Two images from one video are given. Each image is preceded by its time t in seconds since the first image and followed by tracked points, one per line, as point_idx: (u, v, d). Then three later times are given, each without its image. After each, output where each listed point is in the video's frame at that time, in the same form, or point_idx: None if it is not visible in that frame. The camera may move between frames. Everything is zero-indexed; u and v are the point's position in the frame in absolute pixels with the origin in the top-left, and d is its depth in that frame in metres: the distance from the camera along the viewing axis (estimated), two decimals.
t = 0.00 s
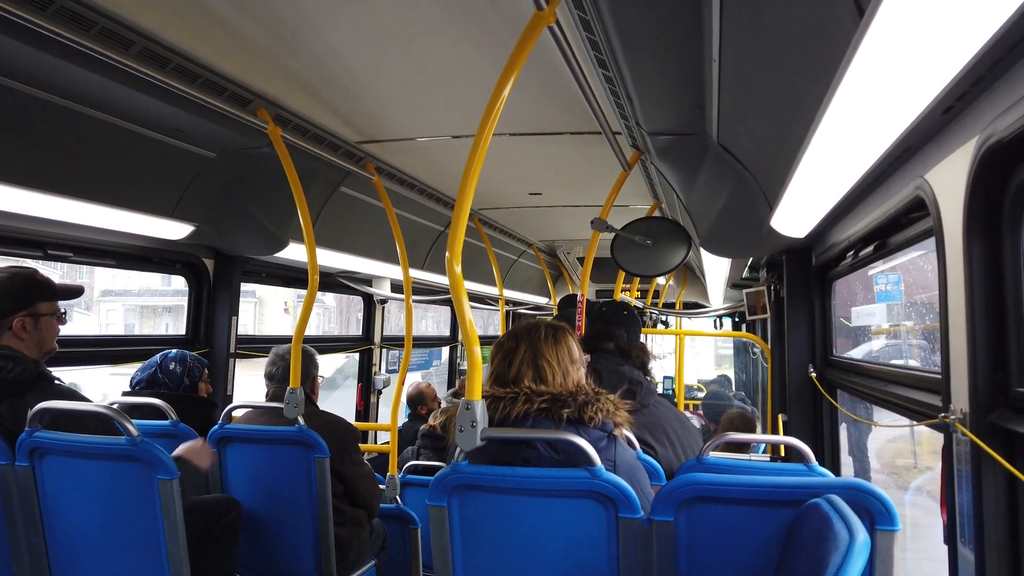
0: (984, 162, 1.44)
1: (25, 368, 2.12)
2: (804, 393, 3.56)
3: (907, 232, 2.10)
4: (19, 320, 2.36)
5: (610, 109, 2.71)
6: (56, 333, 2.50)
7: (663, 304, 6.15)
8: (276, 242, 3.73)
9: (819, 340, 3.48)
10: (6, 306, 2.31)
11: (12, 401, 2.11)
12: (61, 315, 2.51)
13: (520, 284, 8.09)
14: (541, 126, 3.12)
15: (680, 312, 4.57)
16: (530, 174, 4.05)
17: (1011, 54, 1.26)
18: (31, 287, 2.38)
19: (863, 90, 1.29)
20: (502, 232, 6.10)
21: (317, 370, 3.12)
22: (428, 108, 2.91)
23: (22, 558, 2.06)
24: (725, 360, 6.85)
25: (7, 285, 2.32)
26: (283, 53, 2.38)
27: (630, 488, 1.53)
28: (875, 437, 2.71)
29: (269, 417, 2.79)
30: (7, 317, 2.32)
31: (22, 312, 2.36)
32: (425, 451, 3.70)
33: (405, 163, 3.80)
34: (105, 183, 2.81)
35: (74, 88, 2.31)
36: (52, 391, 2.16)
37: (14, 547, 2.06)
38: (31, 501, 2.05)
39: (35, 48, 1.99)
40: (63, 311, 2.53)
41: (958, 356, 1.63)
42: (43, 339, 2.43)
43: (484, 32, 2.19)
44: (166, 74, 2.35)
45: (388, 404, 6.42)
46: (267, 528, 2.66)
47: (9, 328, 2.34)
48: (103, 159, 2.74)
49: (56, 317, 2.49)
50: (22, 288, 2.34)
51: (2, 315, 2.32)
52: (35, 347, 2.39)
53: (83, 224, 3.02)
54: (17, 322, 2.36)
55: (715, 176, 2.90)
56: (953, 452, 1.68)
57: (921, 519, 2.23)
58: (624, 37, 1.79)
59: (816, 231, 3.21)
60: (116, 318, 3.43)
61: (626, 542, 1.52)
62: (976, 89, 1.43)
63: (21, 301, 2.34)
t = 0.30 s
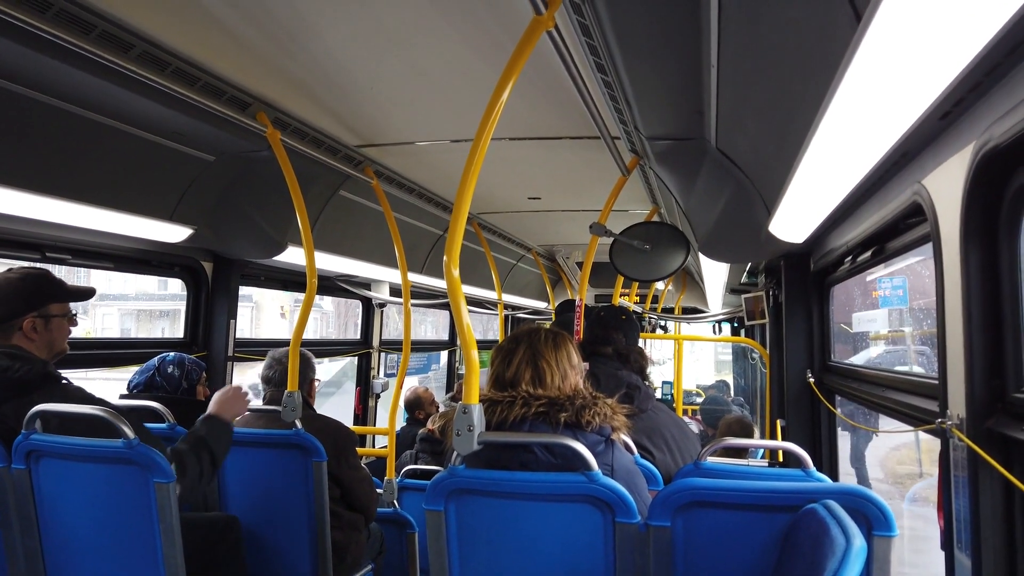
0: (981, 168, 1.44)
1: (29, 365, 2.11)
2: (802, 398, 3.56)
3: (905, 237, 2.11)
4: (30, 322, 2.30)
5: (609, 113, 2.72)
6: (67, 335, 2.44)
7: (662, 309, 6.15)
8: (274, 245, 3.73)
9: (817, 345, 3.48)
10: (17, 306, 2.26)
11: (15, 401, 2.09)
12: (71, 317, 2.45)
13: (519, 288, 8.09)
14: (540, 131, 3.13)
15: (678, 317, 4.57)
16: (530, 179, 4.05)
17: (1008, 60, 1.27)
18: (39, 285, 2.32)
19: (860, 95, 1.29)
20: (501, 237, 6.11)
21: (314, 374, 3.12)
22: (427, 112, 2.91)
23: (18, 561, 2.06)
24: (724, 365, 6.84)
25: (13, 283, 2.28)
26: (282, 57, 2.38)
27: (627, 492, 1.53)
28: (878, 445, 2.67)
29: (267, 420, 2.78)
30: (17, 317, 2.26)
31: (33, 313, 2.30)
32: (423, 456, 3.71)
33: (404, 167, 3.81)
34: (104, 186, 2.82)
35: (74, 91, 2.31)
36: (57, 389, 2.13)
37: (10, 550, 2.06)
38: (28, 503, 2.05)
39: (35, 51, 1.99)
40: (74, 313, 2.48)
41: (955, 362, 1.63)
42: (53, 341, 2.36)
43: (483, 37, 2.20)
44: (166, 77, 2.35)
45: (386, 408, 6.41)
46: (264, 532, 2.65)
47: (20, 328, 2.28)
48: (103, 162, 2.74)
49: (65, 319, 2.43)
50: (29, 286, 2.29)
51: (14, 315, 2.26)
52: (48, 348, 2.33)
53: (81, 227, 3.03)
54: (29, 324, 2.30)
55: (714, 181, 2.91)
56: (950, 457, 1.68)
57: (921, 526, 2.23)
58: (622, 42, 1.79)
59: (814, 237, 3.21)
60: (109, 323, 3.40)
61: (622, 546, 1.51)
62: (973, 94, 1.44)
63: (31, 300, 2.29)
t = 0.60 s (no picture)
0: (981, 174, 1.44)
1: (55, 359, 2.09)
2: (802, 404, 3.55)
3: (905, 242, 2.11)
4: (60, 321, 2.17)
5: (609, 118, 2.72)
6: (97, 337, 2.30)
7: (662, 314, 6.14)
8: (274, 249, 3.73)
9: (817, 351, 3.47)
10: (49, 304, 2.14)
11: (38, 393, 2.07)
12: (104, 319, 2.33)
13: (519, 293, 8.09)
14: (540, 135, 3.14)
15: (678, 322, 4.57)
16: (530, 183, 4.06)
17: (1008, 65, 1.27)
18: (72, 283, 2.20)
19: (860, 100, 1.29)
20: (501, 241, 6.11)
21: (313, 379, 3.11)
22: (427, 116, 2.92)
23: (15, 565, 2.05)
24: (723, 371, 6.84)
25: (46, 280, 2.16)
26: (283, 60, 2.39)
27: (626, 497, 1.52)
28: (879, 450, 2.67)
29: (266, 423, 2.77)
30: (47, 316, 2.13)
31: (65, 313, 2.17)
32: (423, 460, 3.70)
33: (405, 171, 3.82)
34: (104, 189, 2.82)
35: (75, 94, 2.32)
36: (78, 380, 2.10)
37: (7, 554, 2.05)
38: (26, 506, 2.04)
39: (36, 54, 2.00)
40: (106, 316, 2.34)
41: (955, 368, 1.63)
42: (83, 342, 2.23)
43: (483, 41, 2.21)
44: (167, 80, 2.36)
45: (385, 412, 6.40)
46: (262, 536, 2.64)
47: (50, 327, 2.15)
48: (103, 164, 2.75)
49: (99, 321, 2.31)
50: (62, 284, 2.17)
51: (44, 313, 2.14)
52: (76, 351, 2.19)
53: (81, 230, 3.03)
54: (59, 323, 2.17)
55: (715, 186, 2.91)
56: (950, 463, 1.68)
57: (924, 533, 2.22)
58: (622, 47, 1.80)
59: (814, 242, 3.22)
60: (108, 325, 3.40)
61: (621, 552, 1.51)
62: (973, 100, 1.44)
63: (63, 299, 2.16)
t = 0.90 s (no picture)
0: (980, 179, 1.44)
1: (78, 356, 2.09)
2: (802, 409, 3.55)
3: (904, 248, 2.11)
4: (85, 324, 2.24)
5: (608, 123, 2.73)
6: (119, 340, 2.37)
7: (661, 319, 6.14)
8: (274, 253, 3.74)
9: (817, 356, 3.47)
10: (75, 306, 2.21)
11: (59, 389, 2.07)
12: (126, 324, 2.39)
13: (518, 298, 8.09)
14: (540, 140, 3.14)
15: (678, 327, 4.57)
16: (530, 188, 4.07)
17: (1006, 71, 1.27)
18: (98, 287, 2.27)
19: (858, 106, 1.30)
20: (501, 246, 6.12)
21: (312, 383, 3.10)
22: (427, 121, 2.93)
23: (12, 570, 2.04)
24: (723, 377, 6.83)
25: (73, 284, 2.23)
26: (283, 65, 2.40)
27: (625, 503, 1.52)
28: (878, 456, 2.67)
29: (265, 427, 2.78)
30: (73, 318, 2.20)
31: (89, 315, 2.24)
32: (423, 465, 3.68)
33: (405, 175, 3.82)
34: (103, 193, 2.82)
35: (74, 99, 2.33)
36: (102, 376, 2.09)
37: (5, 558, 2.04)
38: (23, 510, 2.04)
39: (35, 58, 2.00)
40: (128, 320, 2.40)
41: (954, 373, 1.63)
42: (106, 344, 2.29)
43: (483, 46, 2.22)
44: (166, 85, 2.37)
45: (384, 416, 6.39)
46: (260, 542, 2.64)
47: (75, 329, 2.22)
48: (103, 168, 2.75)
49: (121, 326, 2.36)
50: (88, 288, 2.24)
51: (71, 315, 2.20)
52: (98, 353, 2.25)
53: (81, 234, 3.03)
54: (84, 325, 2.23)
55: (714, 191, 2.91)
56: (949, 469, 1.67)
57: (924, 539, 2.22)
58: (622, 53, 1.81)
59: (813, 247, 3.22)
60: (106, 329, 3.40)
61: (620, 557, 1.50)
62: (971, 106, 1.45)
63: (90, 302, 2.23)
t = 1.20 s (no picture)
0: (978, 184, 1.45)
1: (100, 355, 2.14)
2: (802, 414, 3.55)
3: (904, 253, 2.12)
4: (109, 330, 2.25)
5: (609, 128, 2.74)
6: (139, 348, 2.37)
7: (662, 324, 6.15)
8: (275, 257, 3.75)
9: (818, 361, 3.47)
10: (100, 312, 2.22)
11: (80, 385, 2.12)
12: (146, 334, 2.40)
13: (519, 302, 8.10)
14: (540, 145, 3.16)
15: (678, 332, 4.57)
16: (531, 193, 4.08)
17: (1004, 79, 1.28)
18: (123, 295, 2.29)
19: (857, 112, 1.31)
20: (501, 250, 6.13)
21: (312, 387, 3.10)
22: (428, 126, 2.94)
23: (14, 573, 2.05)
24: (723, 382, 6.83)
25: (99, 290, 2.26)
26: (285, 70, 2.41)
27: (626, 507, 1.52)
28: (878, 461, 2.67)
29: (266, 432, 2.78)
30: (98, 324, 2.21)
31: (113, 322, 2.25)
32: (422, 470, 3.67)
33: (406, 180, 3.84)
34: (106, 197, 2.84)
35: (78, 104, 2.34)
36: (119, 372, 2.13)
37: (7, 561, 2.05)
38: (27, 513, 2.04)
39: (39, 63, 2.02)
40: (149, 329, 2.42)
41: (954, 378, 1.63)
42: (127, 352, 2.30)
43: (484, 52, 2.23)
44: (169, 90, 2.38)
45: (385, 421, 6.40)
46: (261, 546, 2.64)
47: (99, 334, 2.23)
48: (106, 173, 2.77)
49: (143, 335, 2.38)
50: (114, 295, 2.26)
51: (95, 320, 2.22)
52: (120, 359, 2.25)
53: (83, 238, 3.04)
54: (108, 331, 2.25)
55: (714, 196, 2.93)
56: (949, 474, 1.68)
57: (924, 544, 2.22)
58: (623, 59, 1.82)
59: (814, 253, 3.23)
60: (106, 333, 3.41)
61: (621, 561, 1.51)
62: (970, 113, 1.46)
63: (116, 309, 2.25)
